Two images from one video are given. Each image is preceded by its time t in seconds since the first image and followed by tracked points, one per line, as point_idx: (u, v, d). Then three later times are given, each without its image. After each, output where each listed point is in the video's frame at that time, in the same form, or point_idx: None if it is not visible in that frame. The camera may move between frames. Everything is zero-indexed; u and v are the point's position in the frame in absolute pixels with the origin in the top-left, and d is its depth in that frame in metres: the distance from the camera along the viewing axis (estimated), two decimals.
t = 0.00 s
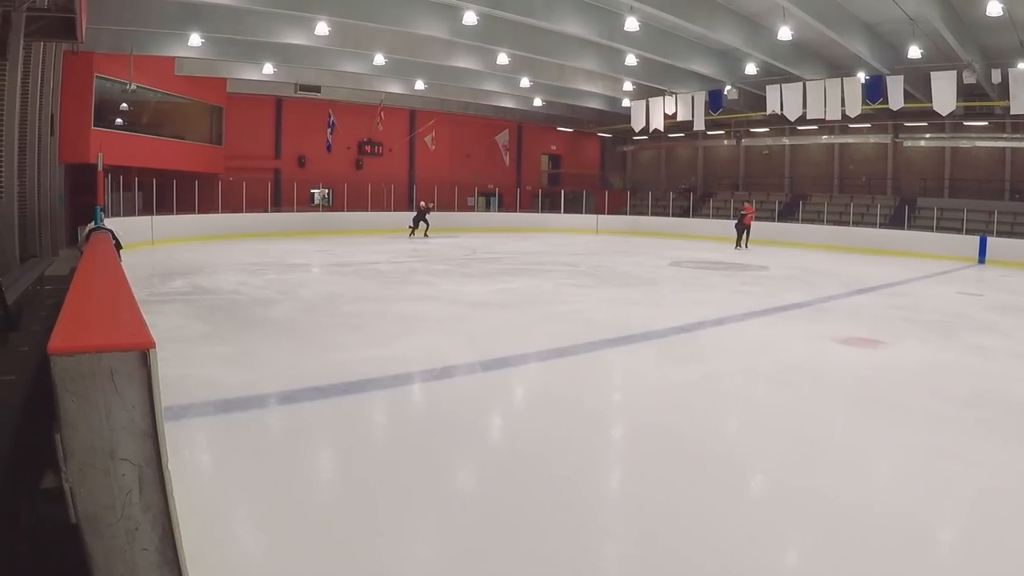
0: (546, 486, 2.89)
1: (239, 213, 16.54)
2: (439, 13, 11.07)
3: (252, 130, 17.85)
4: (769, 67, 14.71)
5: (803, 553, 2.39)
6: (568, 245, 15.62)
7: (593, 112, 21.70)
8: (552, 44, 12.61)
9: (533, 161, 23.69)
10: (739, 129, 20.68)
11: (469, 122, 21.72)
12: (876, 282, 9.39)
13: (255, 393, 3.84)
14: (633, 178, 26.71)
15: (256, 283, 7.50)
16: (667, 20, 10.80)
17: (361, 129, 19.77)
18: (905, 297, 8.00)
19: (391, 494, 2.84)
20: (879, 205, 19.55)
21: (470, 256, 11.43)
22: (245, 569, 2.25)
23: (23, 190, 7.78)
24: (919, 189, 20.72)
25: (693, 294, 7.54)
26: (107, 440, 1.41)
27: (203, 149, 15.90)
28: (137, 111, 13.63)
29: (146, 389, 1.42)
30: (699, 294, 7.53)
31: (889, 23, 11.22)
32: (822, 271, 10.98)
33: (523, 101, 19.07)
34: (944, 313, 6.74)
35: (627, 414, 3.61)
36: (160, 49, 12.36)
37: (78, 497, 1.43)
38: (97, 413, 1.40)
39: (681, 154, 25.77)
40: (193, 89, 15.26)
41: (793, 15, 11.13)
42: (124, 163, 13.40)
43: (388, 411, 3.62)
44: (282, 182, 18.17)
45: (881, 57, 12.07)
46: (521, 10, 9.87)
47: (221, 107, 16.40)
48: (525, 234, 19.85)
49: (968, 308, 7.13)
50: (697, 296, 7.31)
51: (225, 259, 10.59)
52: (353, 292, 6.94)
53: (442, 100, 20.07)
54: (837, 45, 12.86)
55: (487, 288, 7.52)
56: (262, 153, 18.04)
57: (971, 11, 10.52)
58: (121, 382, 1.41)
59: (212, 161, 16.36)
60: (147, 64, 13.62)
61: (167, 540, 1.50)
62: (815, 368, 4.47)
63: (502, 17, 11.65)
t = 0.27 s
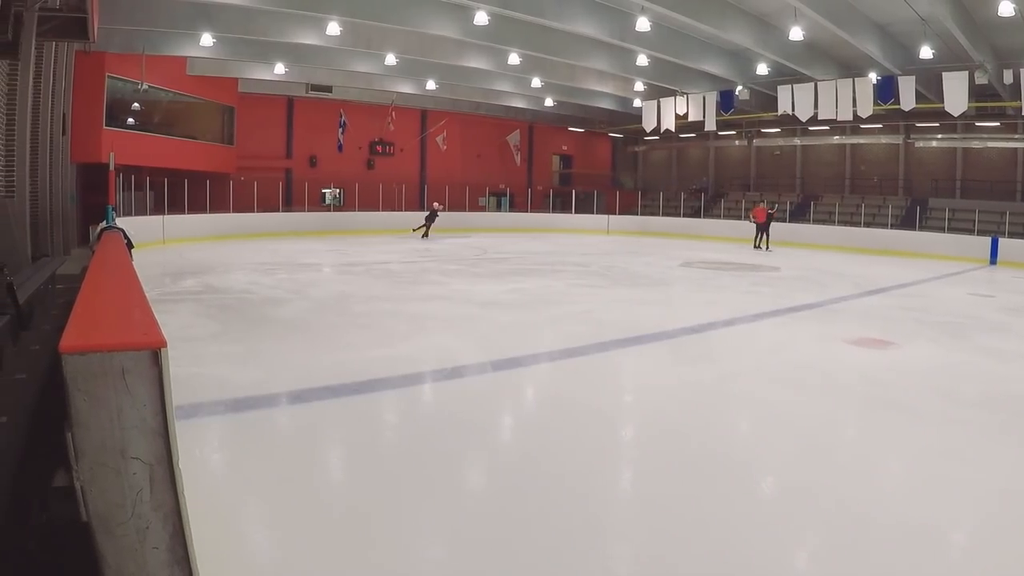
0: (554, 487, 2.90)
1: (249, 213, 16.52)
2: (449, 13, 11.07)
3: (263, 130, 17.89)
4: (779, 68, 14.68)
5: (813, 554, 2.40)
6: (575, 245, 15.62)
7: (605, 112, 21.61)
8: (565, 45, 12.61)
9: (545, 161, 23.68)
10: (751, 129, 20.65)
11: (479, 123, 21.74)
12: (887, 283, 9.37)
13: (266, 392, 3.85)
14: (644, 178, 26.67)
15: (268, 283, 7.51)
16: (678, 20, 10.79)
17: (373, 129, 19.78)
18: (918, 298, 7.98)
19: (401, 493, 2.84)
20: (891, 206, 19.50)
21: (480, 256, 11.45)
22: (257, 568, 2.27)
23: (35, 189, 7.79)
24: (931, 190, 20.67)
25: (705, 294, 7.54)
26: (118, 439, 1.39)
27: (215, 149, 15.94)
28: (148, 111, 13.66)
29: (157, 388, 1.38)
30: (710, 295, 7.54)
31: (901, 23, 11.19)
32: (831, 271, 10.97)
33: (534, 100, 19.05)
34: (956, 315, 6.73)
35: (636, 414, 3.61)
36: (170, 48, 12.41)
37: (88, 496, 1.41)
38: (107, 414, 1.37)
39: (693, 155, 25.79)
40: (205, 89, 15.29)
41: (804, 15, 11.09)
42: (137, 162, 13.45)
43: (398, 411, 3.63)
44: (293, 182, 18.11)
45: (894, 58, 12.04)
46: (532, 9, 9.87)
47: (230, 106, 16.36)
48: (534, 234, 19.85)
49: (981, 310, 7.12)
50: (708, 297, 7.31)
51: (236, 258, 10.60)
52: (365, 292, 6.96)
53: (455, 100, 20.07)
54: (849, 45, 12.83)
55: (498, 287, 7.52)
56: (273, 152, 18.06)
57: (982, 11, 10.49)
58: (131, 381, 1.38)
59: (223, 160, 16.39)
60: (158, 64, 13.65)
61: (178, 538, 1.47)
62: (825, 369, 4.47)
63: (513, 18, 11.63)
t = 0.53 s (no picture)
0: (559, 487, 2.90)
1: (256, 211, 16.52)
2: (455, 12, 11.07)
3: (269, 130, 17.92)
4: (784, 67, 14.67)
5: (818, 554, 2.40)
6: (579, 245, 15.64)
7: (610, 112, 21.65)
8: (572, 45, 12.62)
9: (551, 162, 23.66)
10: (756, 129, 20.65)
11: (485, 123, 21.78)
12: (893, 284, 9.36)
13: (272, 391, 3.86)
14: (649, 178, 26.66)
15: (274, 283, 7.52)
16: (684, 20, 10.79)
17: (379, 129, 19.81)
18: (925, 299, 7.97)
19: (406, 493, 2.85)
20: (897, 206, 19.47)
21: (485, 256, 11.46)
22: (262, 567, 2.28)
23: (42, 188, 7.80)
24: (937, 190, 20.66)
25: (711, 295, 7.54)
26: (124, 438, 1.40)
27: (221, 149, 15.98)
28: (155, 111, 13.69)
29: (163, 387, 1.39)
30: (716, 295, 7.53)
31: (907, 24, 11.20)
32: (836, 271, 10.96)
33: (539, 100, 19.05)
34: (964, 316, 6.72)
35: (642, 415, 3.61)
36: (176, 48, 12.44)
37: (95, 494, 1.42)
38: (114, 413, 1.38)
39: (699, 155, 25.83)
40: (212, 89, 15.33)
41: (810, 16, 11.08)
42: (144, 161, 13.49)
43: (404, 410, 3.64)
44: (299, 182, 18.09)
45: (900, 58, 12.05)
46: (538, 9, 9.87)
47: (237, 106, 16.39)
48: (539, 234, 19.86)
49: (989, 311, 7.10)
50: (714, 297, 7.31)
51: (242, 258, 10.61)
52: (372, 292, 6.96)
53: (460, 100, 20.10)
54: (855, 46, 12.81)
55: (505, 287, 7.52)
56: (278, 152, 18.09)
57: (989, 11, 10.47)
58: (137, 381, 1.39)
59: (229, 160, 16.43)
60: (165, 64, 13.68)
61: (183, 538, 1.49)
62: (831, 369, 4.47)
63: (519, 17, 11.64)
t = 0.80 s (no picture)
0: (558, 487, 2.90)
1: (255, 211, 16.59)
2: (455, 12, 11.07)
3: (270, 130, 17.92)
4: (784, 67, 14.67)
5: (818, 554, 2.40)
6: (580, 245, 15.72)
7: (610, 112, 21.67)
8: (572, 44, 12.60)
9: (551, 162, 23.66)
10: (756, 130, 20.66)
11: (485, 122, 21.82)
12: (892, 284, 9.36)
13: (272, 391, 3.86)
14: (649, 178, 26.65)
15: (275, 282, 7.51)
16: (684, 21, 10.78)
17: (379, 129, 19.82)
18: (924, 299, 7.97)
19: (406, 493, 2.85)
20: (897, 207, 19.47)
21: (485, 256, 11.46)
22: (263, 567, 2.28)
23: (41, 188, 7.79)
24: (937, 191, 20.66)
25: (711, 295, 7.54)
26: (123, 438, 1.40)
27: (221, 149, 15.98)
28: (155, 111, 13.69)
29: (163, 388, 1.39)
30: (716, 295, 7.53)
31: (907, 24, 11.21)
32: (836, 271, 10.97)
33: (539, 100, 19.04)
34: (964, 317, 6.72)
35: (641, 415, 3.60)
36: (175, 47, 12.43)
37: (95, 494, 1.42)
38: (114, 413, 1.38)
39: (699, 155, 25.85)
40: (212, 88, 15.33)
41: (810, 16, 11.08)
42: (145, 161, 13.49)
43: (404, 410, 3.63)
44: (299, 183, 18.21)
45: (900, 59, 12.07)
46: (539, 9, 9.87)
47: (236, 106, 16.39)
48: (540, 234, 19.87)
49: (989, 312, 7.10)
50: (714, 298, 7.30)
51: (242, 258, 10.60)
52: (371, 292, 6.95)
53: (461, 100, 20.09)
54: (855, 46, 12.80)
55: (505, 287, 7.51)
56: (279, 152, 18.10)
57: (989, 11, 10.46)
58: (137, 380, 1.38)
59: (229, 160, 16.43)
60: (164, 64, 13.66)
61: (183, 538, 1.48)
62: (831, 369, 4.47)
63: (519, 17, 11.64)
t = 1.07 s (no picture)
0: (558, 488, 2.90)
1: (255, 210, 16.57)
2: (456, 12, 11.07)
3: (269, 130, 17.92)
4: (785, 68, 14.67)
5: (818, 554, 2.41)
6: (581, 245, 15.72)
7: (610, 113, 21.67)
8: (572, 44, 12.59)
9: (550, 162, 23.67)
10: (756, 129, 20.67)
11: (485, 122, 21.80)
12: (892, 284, 9.35)
13: (273, 391, 3.86)
14: (649, 178, 26.64)
15: (275, 282, 7.51)
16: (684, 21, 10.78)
17: (379, 129, 19.81)
18: (924, 299, 7.96)
19: (406, 493, 2.85)
20: (897, 206, 19.47)
21: (485, 256, 11.46)
22: (262, 567, 2.28)
23: (41, 188, 7.79)
24: (937, 191, 20.65)
25: (711, 295, 7.54)
26: (123, 438, 1.40)
27: (221, 149, 15.98)
28: (155, 111, 13.69)
29: (162, 387, 1.39)
30: (716, 296, 7.52)
31: (908, 25, 11.21)
32: (836, 271, 10.96)
33: (539, 100, 19.03)
34: (963, 317, 6.72)
35: (641, 415, 3.60)
36: (174, 47, 12.42)
37: (95, 493, 1.41)
38: (114, 413, 1.38)
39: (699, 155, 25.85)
40: (212, 88, 15.33)
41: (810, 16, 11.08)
42: (144, 160, 13.49)
43: (403, 410, 3.63)
44: (299, 182, 18.12)
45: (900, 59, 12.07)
46: (539, 9, 9.86)
47: (236, 106, 16.39)
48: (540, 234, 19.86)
49: (989, 312, 7.10)
50: (714, 298, 7.30)
51: (242, 258, 10.59)
52: (371, 292, 6.95)
53: (461, 100, 20.09)
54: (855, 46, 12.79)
55: (505, 288, 7.51)
56: (278, 152, 18.10)
57: (988, 11, 10.46)
58: (137, 380, 1.38)
59: (229, 160, 16.43)
60: (164, 64, 13.66)
61: (183, 538, 1.48)
62: (831, 369, 4.47)
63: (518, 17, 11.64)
